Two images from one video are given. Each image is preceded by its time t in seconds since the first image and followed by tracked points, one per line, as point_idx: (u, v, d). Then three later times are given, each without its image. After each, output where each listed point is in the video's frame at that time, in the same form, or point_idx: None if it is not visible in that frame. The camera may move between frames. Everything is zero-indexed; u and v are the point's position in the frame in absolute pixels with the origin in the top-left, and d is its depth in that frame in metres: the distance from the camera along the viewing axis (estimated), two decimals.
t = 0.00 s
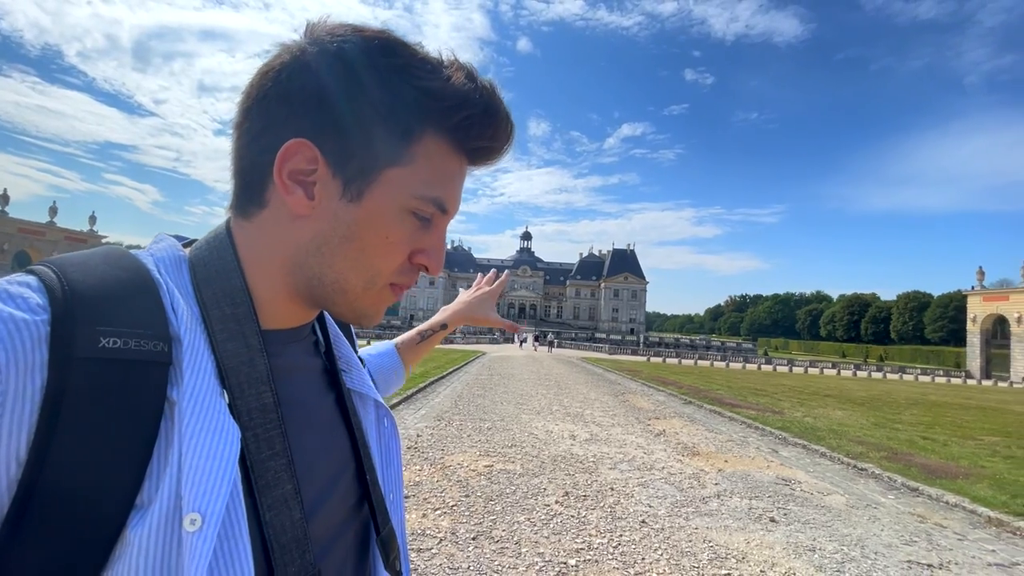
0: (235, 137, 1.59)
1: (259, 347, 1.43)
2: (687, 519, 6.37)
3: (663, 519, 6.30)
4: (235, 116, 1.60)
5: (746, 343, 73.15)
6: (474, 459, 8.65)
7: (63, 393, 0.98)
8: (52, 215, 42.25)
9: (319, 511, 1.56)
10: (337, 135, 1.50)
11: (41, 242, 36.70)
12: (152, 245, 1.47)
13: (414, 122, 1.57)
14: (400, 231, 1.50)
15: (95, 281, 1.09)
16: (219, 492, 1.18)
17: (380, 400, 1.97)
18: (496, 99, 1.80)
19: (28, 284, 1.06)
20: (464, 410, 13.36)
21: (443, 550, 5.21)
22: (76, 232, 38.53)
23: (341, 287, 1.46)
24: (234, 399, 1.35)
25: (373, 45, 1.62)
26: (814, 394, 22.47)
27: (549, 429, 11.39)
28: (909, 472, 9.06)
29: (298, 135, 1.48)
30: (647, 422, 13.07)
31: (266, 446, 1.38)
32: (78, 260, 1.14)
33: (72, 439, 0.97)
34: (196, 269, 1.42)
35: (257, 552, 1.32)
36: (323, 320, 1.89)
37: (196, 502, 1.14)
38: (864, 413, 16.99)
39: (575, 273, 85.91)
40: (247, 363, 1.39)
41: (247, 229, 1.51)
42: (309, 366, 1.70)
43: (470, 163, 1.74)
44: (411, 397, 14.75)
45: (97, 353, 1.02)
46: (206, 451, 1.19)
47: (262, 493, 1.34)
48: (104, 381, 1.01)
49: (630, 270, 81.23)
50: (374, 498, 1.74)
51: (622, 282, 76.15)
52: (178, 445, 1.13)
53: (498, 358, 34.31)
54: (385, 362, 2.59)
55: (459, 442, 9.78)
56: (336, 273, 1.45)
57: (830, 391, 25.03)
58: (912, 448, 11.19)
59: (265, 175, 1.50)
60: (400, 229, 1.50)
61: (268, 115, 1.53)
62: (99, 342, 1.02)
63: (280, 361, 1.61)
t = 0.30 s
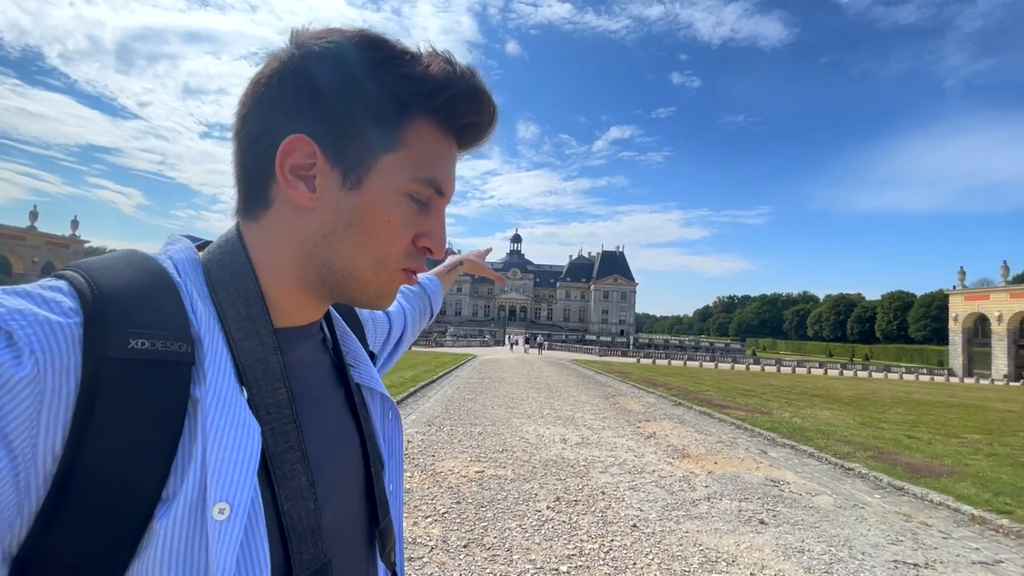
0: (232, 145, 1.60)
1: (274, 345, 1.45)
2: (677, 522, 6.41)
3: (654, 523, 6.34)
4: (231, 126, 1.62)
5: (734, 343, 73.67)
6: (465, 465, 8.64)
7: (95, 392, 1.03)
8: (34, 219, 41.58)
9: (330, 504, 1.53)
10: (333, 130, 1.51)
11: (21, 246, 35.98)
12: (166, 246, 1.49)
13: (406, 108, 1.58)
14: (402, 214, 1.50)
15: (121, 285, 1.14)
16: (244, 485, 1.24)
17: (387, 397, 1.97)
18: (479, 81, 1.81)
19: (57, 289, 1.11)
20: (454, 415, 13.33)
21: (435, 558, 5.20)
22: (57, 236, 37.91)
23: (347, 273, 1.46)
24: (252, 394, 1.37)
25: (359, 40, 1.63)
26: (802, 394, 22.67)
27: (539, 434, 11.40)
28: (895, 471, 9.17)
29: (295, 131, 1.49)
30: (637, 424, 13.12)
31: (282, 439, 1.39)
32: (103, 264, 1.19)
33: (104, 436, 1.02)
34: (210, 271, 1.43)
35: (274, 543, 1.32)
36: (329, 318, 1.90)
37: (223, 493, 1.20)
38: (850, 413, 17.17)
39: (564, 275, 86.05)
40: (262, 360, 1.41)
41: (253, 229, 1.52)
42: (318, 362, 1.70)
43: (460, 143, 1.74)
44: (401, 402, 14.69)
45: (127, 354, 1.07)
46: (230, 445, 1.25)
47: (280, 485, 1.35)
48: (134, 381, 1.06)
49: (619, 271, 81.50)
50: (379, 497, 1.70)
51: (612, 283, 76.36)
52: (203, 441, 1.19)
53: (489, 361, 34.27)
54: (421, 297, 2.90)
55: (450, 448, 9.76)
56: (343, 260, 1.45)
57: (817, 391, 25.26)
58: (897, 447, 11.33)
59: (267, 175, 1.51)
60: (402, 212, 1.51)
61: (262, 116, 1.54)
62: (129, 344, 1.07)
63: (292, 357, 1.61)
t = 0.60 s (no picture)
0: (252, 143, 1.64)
1: (275, 340, 1.46)
2: (670, 523, 6.43)
3: (646, 524, 6.35)
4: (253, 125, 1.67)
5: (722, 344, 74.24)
6: (456, 469, 8.60)
7: (96, 377, 1.02)
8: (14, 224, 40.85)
9: (320, 503, 1.51)
10: (339, 125, 1.52)
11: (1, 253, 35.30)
12: (176, 235, 1.50)
13: (411, 109, 1.58)
14: (399, 213, 1.50)
15: (130, 270, 1.14)
16: (236, 477, 1.24)
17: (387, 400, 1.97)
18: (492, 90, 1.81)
19: (67, 271, 1.11)
20: (444, 419, 13.28)
21: (426, 563, 5.16)
22: (38, 242, 37.26)
23: (344, 269, 1.45)
24: (251, 387, 1.38)
25: (376, 44, 1.67)
26: (789, 394, 22.89)
27: (530, 437, 11.38)
28: (882, 468, 9.28)
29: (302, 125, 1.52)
30: (627, 426, 13.16)
31: (277, 435, 1.39)
32: (113, 252, 1.19)
33: (103, 420, 1.01)
34: (218, 264, 1.43)
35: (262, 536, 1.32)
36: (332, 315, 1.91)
37: (215, 486, 1.20)
38: (837, 412, 17.37)
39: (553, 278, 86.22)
40: (263, 355, 1.42)
41: (261, 220, 1.53)
42: (318, 360, 1.70)
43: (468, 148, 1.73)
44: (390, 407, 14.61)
45: (131, 342, 1.07)
46: (225, 438, 1.24)
47: (272, 479, 1.34)
48: (136, 369, 1.07)
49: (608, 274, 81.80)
50: (369, 500, 1.69)
51: (601, 286, 76.61)
52: (198, 433, 1.19)
53: (478, 365, 34.22)
54: (420, 304, 2.95)
55: (440, 452, 9.71)
56: (339, 255, 1.44)
57: (804, 391, 25.51)
58: (884, 444, 11.48)
59: (277, 170, 1.54)
60: (400, 211, 1.50)
61: (280, 113, 1.59)
62: (134, 332, 1.07)
63: (293, 355, 1.60)
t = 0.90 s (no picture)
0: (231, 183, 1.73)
1: (265, 357, 1.45)
2: (665, 528, 6.44)
3: (641, 530, 6.36)
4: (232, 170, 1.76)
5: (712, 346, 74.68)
6: (449, 477, 8.56)
7: (81, 401, 1.01)
8: None
9: (311, 525, 1.48)
10: (290, 132, 1.57)
11: None
12: (168, 256, 1.51)
13: (348, 95, 1.61)
14: (358, 195, 1.49)
15: (117, 292, 1.13)
16: (223, 500, 1.22)
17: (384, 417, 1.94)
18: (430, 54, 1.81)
19: (55, 295, 1.10)
20: (437, 425, 13.23)
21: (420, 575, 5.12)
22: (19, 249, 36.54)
23: (309, 262, 1.44)
24: (240, 407, 1.37)
25: (304, 59, 1.75)
26: (779, 396, 23.06)
27: (524, 442, 11.37)
28: (873, 469, 9.37)
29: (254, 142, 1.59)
30: (620, 430, 13.19)
31: (268, 455, 1.38)
32: (103, 274, 1.18)
33: (87, 444, 1.00)
34: (207, 283, 1.43)
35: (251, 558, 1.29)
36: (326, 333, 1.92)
37: (201, 509, 1.18)
38: (827, 412, 17.55)
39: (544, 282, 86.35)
40: (253, 374, 1.41)
41: (234, 245, 1.57)
42: (311, 378, 1.68)
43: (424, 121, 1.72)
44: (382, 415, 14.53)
45: (116, 366, 1.05)
46: (212, 460, 1.23)
47: (261, 501, 1.32)
48: (122, 392, 1.05)
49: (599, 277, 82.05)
50: (366, 521, 1.65)
51: (592, 289, 76.81)
52: (183, 456, 1.17)
53: (471, 370, 34.14)
54: (422, 325, 2.96)
55: (433, 459, 9.67)
56: (302, 249, 1.44)
57: (794, 392, 25.73)
58: (874, 445, 11.59)
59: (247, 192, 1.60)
60: (359, 194, 1.50)
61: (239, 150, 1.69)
62: (118, 356, 1.06)
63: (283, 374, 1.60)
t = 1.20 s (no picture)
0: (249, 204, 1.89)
1: (275, 360, 1.46)
2: (661, 529, 6.47)
3: (638, 531, 6.38)
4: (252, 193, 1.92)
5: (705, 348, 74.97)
6: (445, 481, 8.55)
7: (100, 404, 1.03)
8: None
9: (325, 525, 1.48)
10: (269, 144, 1.67)
11: None
12: (181, 266, 1.56)
13: (313, 98, 1.67)
14: (317, 189, 1.51)
15: (132, 304, 1.16)
16: (234, 500, 1.24)
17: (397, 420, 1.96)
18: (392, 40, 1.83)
19: (74, 307, 1.13)
20: (432, 430, 13.21)
21: None
22: (6, 257, 36.12)
23: (273, 259, 1.47)
24: (250, 408, 1.38)
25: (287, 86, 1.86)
26: (772, 396, 23.18)
27: (519, 445, 11.38)
28: (865, 468, 9.45)
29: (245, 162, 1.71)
30: (616, 432, 13.23)
31: (278, 455, 1.38)
32: (120, 287, 1.21)
33: (106, 446, 1.01)
34: (219, 291, 1.47)
35: (263, 557, 1.30)
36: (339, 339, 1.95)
37: (212, 509, 1.19)
38: (820, 413, 17.67)
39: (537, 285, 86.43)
40: (263, 377, 1.42)
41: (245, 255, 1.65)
42: (323, 381, 1.70)
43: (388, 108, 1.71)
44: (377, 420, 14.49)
45: (131, 374, 1.07)
46: (224, 462, 1.25)
47: (272, 500, 1.33)
48: (138, 398, 1.07)
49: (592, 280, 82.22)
50: (379, 523, 1.66)
51: (585, 292, 76.95)
52: (196, 459, 1.19)
53: (465, 373, 34.08)
54: (439, 335, 2.98)
55: (429, 464, 9.65)
56: (268, 248, 1.48)
57: (787, 392, 25.86)
58: (866, 444, 11.69)
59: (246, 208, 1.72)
60: (318, 188, 1.52)
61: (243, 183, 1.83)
62: (134, 364, 1.08)
63: (296, 378, 1.62)
